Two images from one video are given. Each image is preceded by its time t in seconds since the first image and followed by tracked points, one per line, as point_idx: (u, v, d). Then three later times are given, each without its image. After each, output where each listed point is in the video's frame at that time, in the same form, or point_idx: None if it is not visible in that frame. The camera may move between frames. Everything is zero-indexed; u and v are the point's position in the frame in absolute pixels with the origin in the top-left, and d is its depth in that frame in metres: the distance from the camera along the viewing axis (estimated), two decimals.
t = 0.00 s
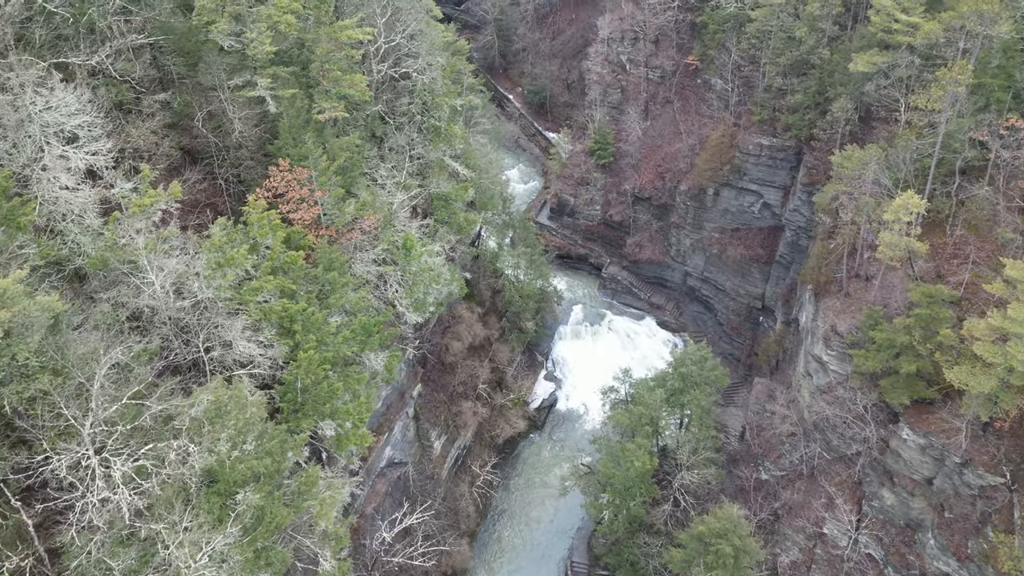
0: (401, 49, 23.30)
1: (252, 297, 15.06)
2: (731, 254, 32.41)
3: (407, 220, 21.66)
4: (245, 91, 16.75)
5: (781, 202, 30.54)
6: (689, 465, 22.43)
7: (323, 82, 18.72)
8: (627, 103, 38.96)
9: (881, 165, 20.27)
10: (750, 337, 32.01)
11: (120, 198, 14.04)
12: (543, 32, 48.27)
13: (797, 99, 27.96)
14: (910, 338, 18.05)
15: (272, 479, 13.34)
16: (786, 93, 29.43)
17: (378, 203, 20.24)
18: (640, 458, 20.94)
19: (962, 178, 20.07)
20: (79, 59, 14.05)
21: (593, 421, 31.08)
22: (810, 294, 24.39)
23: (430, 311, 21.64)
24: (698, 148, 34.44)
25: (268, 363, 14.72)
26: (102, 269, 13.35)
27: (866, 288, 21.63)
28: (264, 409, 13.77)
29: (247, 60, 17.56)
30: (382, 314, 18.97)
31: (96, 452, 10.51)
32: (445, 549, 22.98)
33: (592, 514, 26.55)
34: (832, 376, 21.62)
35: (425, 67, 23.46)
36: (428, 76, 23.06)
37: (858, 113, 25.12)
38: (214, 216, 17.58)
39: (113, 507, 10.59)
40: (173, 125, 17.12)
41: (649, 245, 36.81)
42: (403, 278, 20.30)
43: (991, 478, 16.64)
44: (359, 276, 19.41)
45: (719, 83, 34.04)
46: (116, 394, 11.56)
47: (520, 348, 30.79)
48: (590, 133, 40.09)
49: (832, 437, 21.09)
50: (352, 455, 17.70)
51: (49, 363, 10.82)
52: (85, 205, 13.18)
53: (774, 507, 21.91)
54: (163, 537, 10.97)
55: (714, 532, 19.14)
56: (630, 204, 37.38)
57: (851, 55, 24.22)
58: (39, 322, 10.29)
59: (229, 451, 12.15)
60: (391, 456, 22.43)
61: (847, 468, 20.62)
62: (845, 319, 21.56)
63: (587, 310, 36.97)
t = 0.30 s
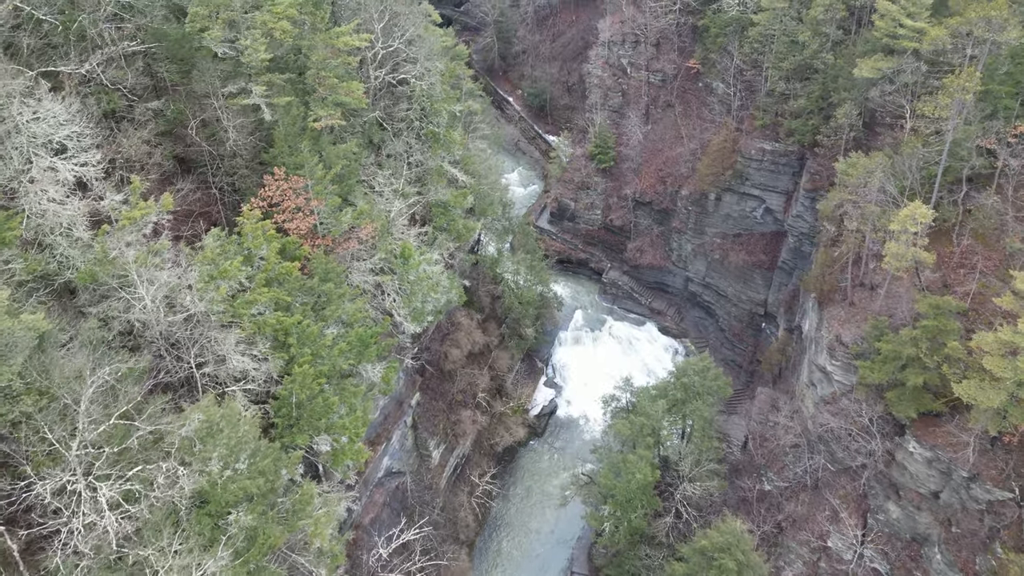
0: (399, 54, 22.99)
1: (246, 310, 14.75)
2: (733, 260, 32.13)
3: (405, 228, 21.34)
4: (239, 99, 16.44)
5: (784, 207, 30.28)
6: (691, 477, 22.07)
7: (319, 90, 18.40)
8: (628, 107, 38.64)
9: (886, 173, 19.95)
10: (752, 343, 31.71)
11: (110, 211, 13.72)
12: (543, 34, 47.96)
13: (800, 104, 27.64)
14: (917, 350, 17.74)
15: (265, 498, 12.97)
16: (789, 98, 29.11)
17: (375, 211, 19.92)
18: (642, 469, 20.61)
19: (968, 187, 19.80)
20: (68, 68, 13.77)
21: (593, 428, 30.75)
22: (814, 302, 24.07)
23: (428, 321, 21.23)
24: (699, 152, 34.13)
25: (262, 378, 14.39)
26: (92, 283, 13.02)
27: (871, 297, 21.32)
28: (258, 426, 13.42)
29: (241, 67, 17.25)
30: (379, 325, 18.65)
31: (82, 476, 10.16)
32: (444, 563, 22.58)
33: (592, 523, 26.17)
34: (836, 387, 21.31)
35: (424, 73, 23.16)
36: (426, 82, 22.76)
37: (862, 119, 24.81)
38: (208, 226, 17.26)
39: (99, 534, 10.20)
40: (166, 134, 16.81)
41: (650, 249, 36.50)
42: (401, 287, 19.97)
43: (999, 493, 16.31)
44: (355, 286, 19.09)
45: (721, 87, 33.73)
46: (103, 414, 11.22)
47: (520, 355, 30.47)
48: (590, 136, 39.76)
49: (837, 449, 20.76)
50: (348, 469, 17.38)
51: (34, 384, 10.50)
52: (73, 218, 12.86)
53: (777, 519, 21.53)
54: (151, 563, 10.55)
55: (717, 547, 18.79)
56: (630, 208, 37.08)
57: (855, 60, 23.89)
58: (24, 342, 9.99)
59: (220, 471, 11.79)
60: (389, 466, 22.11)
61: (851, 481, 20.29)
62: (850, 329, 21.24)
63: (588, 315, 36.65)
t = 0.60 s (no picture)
0: (397, 60, 22.72)
1: (240, 324, 14.42)
2: (735, 266, 31.79)
3: (403, 237, 21.04)
4: (233, 108, 16.13)
5: (786, 213, 29.92)
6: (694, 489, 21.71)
7: (315, 98, 18.07)
8: (629, 111, 38.33)
9: (892, 181, 19.64)
10: (754, 350, 31.38)
11: (99, 224, 13.38)
12: (543, 37, 47.66)
13: (803, 110, 27.33)
14: (923, 363, 17.42)
15: (258, 519, 12.62)
16: (792, 103, 28.81)
17: (372, 219, 19.60)
18: (643, 482, 20.29)
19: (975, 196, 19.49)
20: (56, 77, 13.47)
21: (593, 436, 30.42)
22: (818, 311, 23.73)
23: (426, 330, 20.87)
24: (701, 157, 33.80)
25: (255, 394, 14.06)
26: (80, 298, 12.71)
27: (876, 307, 21.01)
28: (251, 444, 13.08)
29: (236, 75, 16.94)
30: (376, 336, 18.35)
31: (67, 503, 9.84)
32: None
33: (592, 534, 25.78)
34: (841, 398, 20.99)
35: (422, 79, 22.86)
36: (424, 88, 22.46)
37: (866, 125, 24.49)
38: (202, 236, 16.93)
39: (84, 563, 9.81)
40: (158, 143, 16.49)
41: (651, 255, 36.19)
42: (398, 297, 19.63)
43: (1009, 509, 15.95)
44: (352, 297, 18.77)
45: (723, 91, 33.43)
46: (90, 436, 10.90)
47: (520, 362, 30.13)
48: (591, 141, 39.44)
49: (841, 461, 20.43)
50: (344, 484, 17.04)
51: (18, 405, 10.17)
52: (61, 231, 12.54)
53: (781, 532, 21.06)
54: None
55: (720, 561, 18.44)
56: (631, 213, 36.78)
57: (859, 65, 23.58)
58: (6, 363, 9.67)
59: (211, 493, 11.45)
60: (386, 476, 21.79)
61: (857, 494, 19.94)
62: (854, 339, 20.92)
63: (588, 321, 36.34)
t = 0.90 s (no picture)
0: (395, 66, 22.46)
1: (233, 338, 14.08)
2: (737, 272, 31.49)
3: (401, 246, 20.73)
4: (227, 116, 15.80)
5: (789, 219, 29.63)
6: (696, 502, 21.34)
7: (311, 106, 17.76)
8: (630, 115, 38.03)
9: (898, 189, 19.34)
10: (756, 357, 31.08)
11: (89, 238, 13.06)
12: (543, 40, 47.48)
13: (806, 115, 27.04)
14: (930, 376, 17.12)
15: (249, 541, 12.24)
16: (795, 108, 28.54)
17: (369, 228, 19.29)
18: (645, 494, 19.97)
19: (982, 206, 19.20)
20: (45, 87, 13.18)
21: (593, 443, 30.10)
22: (821, 320, 23.40)
23: (424, 340, 20.52)
24: (702, 162, 33.50)
25: (249, 410, 13.71)
26: (69, 314, 12.41)
27: (881, 318, 20.72)
28: (243, 463, 12.74)
29: (229, 82, 16.62)
30: (374, 348, 18.03)
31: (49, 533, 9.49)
32: None
33: (592, 545, 25.40)
34: (845, 409, 20.68)
35: (420, 85, 22.58)
36: (423, 94, 22.18)
37: (870, 131, 24.22)
38: (195, 247, 16.60)
39: None
40: (150, 152, 16.18)
41: (652, 260, 35.89)
42: (396, 307, 19.30)
43: (1017, 525, 15.64)
44: (349, 308, 18.42)
45: (724, 95, 33.15)
46: (76, 457, 10.61)
47: (519, 369, 29.81)
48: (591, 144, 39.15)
49: (846, 473, 20.12)
50: (340, 500, 16.69)
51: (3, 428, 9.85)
52: (49, 246, 12.21)
53: (784, 545, 20.63)
54: None
55: None
56: (632, 218, 36.50)
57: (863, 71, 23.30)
58: None
59: (201, 515, 11.12)
60: (384, 487, 21.50)
61: (862, 507, 19.63)
62: (859, 350, 20.59)
63: (589, 327, 36.08)
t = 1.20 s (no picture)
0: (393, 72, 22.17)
1: (226, 353, 13.72)
2: (739, 277, 31.18)
3: (399, 255, 20.43)
4: (221, 125, 15.46)
5: (791, 224, 29.34)
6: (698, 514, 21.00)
7: (307, 114, 17.44)
8: (630, 119, 37.73)
9: (904, 198, 19.02)
10: (758, 364, 30.77)
11: (77, 253, 12.76)
12: (542, 42, 47.27)
13: (809, 121, 26.72)
14: (938, 389, 16.81)
15: (242, 564, 11.75)
16: (798, 114, 28.24)
17: (367, 237, 18.97)
18: (647, 507, 19.64)
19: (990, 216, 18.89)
20: (33, 96, 12.93)
21: (593, 451, 29.80)
22: (825, 329, 23.08)
23: (421, 350, 20.17)
24: (703, 167, 33.19)
25: (242, 426, 13.38)
26: (56, 330, 12.10)
27: (886, 328, 20.42)
28: (235, 483, 12.40)
29: (224, 90, 16.29)
30: (370, 359, 17.71)
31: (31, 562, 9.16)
32: None
33: (593, 556, 25.06)
34: (850, 420, 20.38)
35: (419, 91, 22.30)
36: (421, 100, 21.89)
37: (875, 137, 23.94)
38: (188, 258, 16.29)
39: None
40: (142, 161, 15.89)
41: (652, 265, 35.59)
42: (393, 317, 18.96)
43: None
44: (345, 319, 18.10)
45: (726, 100, 32.86)
46: (62, 481, 10.31)
47: (519, 377, 29.48)
48: (591, 149, 38.84)
49: (851, 486, 19.78)
50: (336, 517, 16.36)
51: None
52: (36, 261, 11.90)
53: (788, 558, 20.28)
54: None
55: None
56: (633, 223, 36.20)
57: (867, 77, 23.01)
58: None
59: (191, 538, 10.74)
60: (382, 498, 21.18)
61: (867, 521, 19.31)
62: (864, 361, 20.25)
63: (589, 333, 35.76)
